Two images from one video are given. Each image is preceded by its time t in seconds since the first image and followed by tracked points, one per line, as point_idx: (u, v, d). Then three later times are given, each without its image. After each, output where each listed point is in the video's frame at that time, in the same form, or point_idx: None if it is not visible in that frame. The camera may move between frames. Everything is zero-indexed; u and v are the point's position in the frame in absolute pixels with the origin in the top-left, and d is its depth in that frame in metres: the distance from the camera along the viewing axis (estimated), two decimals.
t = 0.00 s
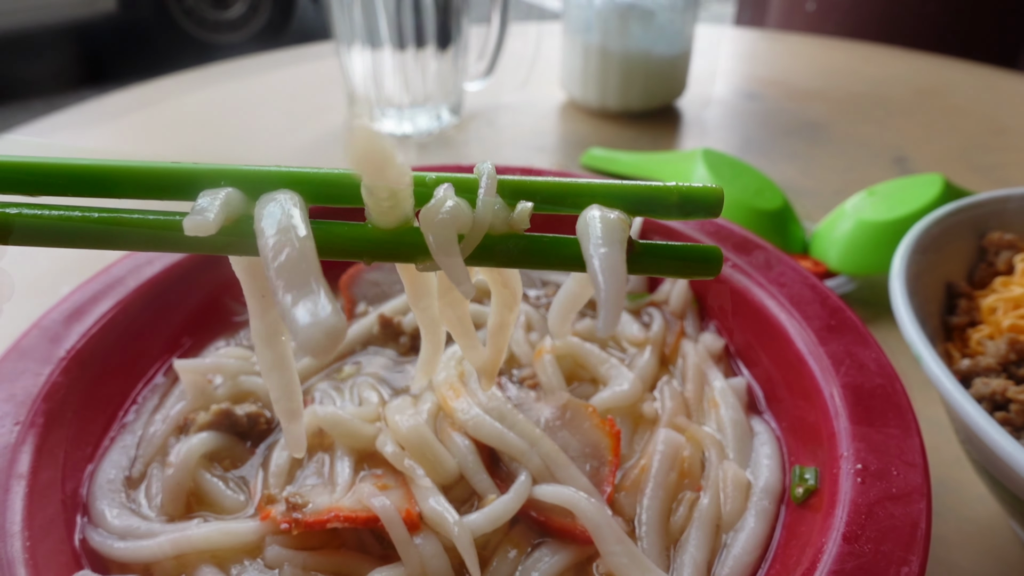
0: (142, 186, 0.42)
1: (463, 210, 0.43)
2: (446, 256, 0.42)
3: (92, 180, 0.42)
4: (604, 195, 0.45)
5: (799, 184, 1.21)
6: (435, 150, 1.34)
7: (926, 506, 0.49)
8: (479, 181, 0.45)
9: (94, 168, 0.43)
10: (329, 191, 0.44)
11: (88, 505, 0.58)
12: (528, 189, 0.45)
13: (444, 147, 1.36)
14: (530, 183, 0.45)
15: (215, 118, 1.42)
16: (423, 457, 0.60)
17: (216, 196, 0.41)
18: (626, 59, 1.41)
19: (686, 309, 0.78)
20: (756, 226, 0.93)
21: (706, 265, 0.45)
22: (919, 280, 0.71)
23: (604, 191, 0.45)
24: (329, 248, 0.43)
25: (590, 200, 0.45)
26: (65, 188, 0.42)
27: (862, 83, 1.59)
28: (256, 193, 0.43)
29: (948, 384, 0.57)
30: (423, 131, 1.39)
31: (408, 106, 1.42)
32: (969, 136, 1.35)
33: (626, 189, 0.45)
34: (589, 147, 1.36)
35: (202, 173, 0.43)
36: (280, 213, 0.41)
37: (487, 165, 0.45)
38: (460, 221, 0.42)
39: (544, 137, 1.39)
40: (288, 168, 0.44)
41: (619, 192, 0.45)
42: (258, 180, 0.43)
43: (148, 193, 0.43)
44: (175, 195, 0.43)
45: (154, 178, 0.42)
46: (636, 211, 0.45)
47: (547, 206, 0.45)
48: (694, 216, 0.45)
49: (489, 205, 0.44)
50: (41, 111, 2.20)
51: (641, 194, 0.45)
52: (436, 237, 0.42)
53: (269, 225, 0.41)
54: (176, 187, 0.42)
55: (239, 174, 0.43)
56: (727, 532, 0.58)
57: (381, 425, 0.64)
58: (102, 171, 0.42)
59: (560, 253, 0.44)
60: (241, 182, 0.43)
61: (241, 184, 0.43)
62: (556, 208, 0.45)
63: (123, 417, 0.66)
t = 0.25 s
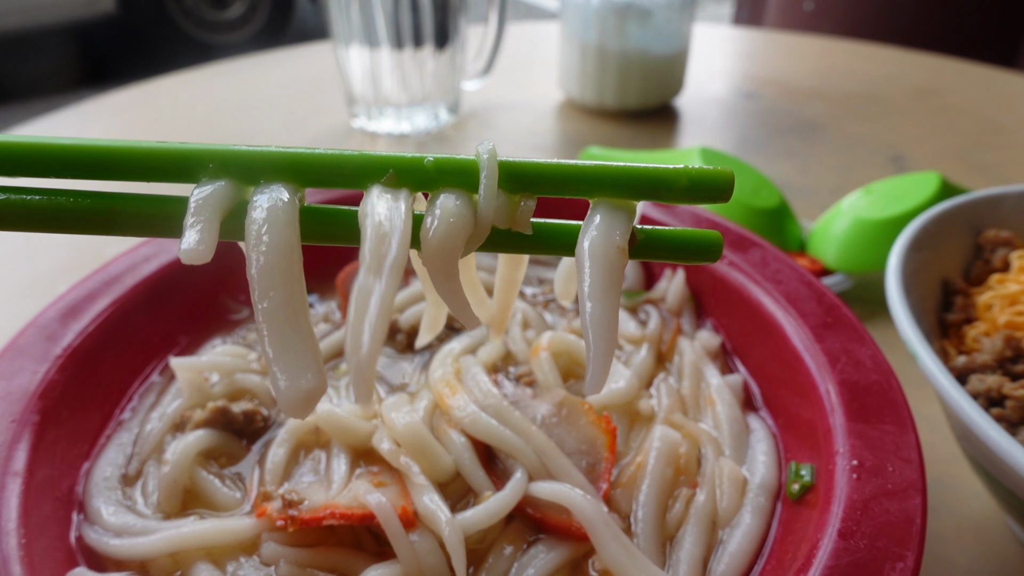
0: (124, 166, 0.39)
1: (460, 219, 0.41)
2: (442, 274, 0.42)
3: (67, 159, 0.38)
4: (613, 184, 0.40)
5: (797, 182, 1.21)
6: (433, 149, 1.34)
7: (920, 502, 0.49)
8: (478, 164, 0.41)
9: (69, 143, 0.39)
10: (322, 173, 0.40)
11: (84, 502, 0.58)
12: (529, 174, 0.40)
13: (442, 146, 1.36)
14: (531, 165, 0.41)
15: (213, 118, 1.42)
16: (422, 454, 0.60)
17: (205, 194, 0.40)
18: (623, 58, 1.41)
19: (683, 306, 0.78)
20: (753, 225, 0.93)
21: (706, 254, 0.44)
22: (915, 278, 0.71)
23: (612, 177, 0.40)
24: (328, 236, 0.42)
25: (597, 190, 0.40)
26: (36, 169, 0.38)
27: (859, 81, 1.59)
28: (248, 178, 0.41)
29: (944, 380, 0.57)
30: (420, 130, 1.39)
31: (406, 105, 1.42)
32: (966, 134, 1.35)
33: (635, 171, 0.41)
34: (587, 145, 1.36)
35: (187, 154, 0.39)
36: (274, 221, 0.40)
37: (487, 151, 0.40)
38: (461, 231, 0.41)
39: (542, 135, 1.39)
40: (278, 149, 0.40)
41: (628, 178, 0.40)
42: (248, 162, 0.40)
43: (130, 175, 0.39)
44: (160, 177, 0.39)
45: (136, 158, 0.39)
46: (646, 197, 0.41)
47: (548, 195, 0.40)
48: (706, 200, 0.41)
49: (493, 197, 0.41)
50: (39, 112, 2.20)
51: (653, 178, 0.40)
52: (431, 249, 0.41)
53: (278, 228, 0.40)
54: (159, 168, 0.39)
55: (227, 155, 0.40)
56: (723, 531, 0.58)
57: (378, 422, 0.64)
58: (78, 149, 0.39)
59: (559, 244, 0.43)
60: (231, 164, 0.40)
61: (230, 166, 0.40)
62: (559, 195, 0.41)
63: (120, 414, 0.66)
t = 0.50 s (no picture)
0: (116, 162, 0.38)
1: (458, 228, 0.42)
2: (440, 289, 0.43)
3: (57, 154, 0.37)
4: (613, 182, 0.40)
5: (796, 182, 1.22)
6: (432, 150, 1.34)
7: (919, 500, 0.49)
8: (476, 158, 0.40)
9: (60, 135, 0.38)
10: (315, 169, 0.39)
11: (85, 501, 0.58)
12: (529, 170, 0.40)
13: (442, 146, 1.36)
14: (530, 160, 0.40)
15: (213, 119, 1.42)
16: (421, 455, 0.60)
17: (203, 200, 0.40)
18: (622, 58, 1.41)
19: (682, 305, 0.78)
20: (752, 224, 0.93)
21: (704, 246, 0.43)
22: (914, 277, 0.71)
23: (613, 175, 0.40)
24: (328, 227, 0.42)
25: (597, 188, 0.39)
26: (26, 165, 0.37)
27: (858, 81, 1.59)
28: (243, 173, 0.40)
29: (943, 379, 0.57)
30: (419, 130, 1.40)
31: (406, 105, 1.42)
32: (965, 134, 1.35)
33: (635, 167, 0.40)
34: (586, 145, 1.36)
35: (179, 150, 0.38)
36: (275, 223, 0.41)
37: (485, 145, 0.40)
38: (460, 241, 0.42)
39: (541, 135, 1.39)
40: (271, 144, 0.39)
41: (629, 176, 0.40)
42: (242, 156, 0.39)
43: (122, 172, 0.38)
44: (153, 173, 0.38)
45: (127, 154, 0.38)
46: (646, 194, 0.40)
47: (547, 193, 0.40)
48: (707, 198, 0.41)
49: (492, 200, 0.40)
50: (37, 113, 2.19)
51: (654, 177, 0.40)
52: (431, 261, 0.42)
53: (273, 225, 0.41)
54: (151, 163, 0.38)
55: (221, 150, 0.39)
56: (722, 530, 0.58)
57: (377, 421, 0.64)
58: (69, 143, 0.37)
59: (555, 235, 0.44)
60: (225, 158, 0.39)
61: (223, 160, 0.39)
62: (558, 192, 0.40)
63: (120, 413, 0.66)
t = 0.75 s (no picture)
0: (94, 148, 0.36)
1: (449, 225, 0.43)
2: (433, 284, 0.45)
3: (33, 140, 0.36)
4: (608, 169, 0.39)
5: (796, 177, 1.21)
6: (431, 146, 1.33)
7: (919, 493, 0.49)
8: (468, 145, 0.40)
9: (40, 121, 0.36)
10: (302, 156, 0.38)
11: (80, 496, 0.58)
12: (523, 157, 0.40)
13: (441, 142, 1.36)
14: (524, 147, 0.40)
15: (212, 116, 1.42)
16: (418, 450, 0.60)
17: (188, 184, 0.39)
18: (621, 54, 1.40)
19: (681, 300, 0.77)
20: (752, 219, 0.93)
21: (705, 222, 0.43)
22: (914, 271, 0.71)
23: (608, 162, 0.39)
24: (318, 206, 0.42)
25: (592, 176, 0.39)
26: (5, 151, 0.36)
27: (858, 77, 1.59)
28: (226, 160, 0.38)
29: (943, 372, 0.57)
30: (418, 127, 1.40)
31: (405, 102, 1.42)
32: (966, 129, 1.35)
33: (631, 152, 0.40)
34: (586, 141, 1.36)
35: (158, 138, 0.37)
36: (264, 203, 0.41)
37: (478, 133, 0.40)
38: (451, 235, 0.43)
39: (541, 131, 1.39)
40: (256, 130, 0.38)
41: (624, 162, 0.39)
42: (226, 143, 0.38)
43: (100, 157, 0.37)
44: (132, 159, 0.37)
45: (106, 141, 0.36)
46: (645, 181, 0.40)
47: (542, 179, 0.40)
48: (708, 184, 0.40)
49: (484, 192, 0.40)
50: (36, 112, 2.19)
51: (650, 164, 0.39)
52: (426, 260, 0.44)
53: (261, 217, 0.41)
54: (131, 149, 0.37)
55: (202, 136, 0.38)
56: (722, 524, 0.58)
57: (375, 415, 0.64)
58: (46, 129, 0.36)
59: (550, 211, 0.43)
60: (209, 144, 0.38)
61: (203, 147, 0.38)
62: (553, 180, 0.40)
63: (116, 408, 0.66)
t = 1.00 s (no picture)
0: (64, 121, 0.35)
1: (442, 200, 0.41)
2: (432, 261, 0.43)
3: None
4: (607, 138, 0.37)
5: (797, 176, 1.21)
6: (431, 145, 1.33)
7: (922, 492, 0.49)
8: (457, 113, 0.37)
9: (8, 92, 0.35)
10: (284, 130, 0.36)
11: (83, 495, 0.58)
12: (515, 126, 0.37)
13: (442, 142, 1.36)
14: (516, 116, 0.37)
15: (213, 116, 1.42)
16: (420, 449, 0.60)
17: (164, 158, 0.37)
18: (623, 53, 1.40)
19: (683, 299, 0.77)
20: (753, 218, 0.93)
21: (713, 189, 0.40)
22: (916, 269, 0.71)
23: (606, 131, 0.36)
24: (300, 179, 0.40)
25: (590, 146, 0.37)
26: None
27: (859, 76, 1.59)
28: (202, 133, 0.36)
29: (945, 371, 0.57)
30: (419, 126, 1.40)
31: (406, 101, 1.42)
32: (966, 128, 1.35)
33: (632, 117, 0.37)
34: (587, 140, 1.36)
35: (128, 110, 0.35)
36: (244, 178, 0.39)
37: (466, 102, 0.37)
38: (446, 211, 0.41)
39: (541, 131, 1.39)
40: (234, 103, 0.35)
41: (624, 131, 0.36)
42: (200, 114, 0.36)
43: (71, 131, 0.35)
44: (103, 133, 0.35)
45: (76, 113, 0.35)
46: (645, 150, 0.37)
47: (536, 149, 0.37)
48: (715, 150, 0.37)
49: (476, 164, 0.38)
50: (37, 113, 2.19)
51: (652, 132, 0.37)
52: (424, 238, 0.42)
53: (246, 192, 0.39)
54: (102, 121, 0.35)
55: (175, 107, 0.35)
56: (724, 524, 0.58)
57: (378, 415, 0.64)
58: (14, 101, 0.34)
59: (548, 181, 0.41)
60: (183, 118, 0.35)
61: (176, 119, 0.35)
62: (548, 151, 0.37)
63: (118, 407, 0.66)
